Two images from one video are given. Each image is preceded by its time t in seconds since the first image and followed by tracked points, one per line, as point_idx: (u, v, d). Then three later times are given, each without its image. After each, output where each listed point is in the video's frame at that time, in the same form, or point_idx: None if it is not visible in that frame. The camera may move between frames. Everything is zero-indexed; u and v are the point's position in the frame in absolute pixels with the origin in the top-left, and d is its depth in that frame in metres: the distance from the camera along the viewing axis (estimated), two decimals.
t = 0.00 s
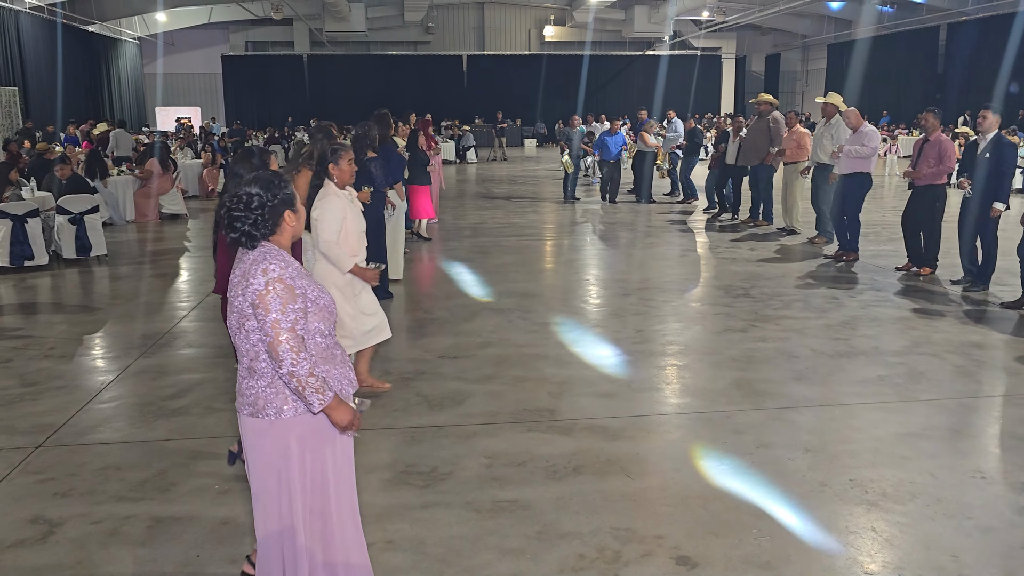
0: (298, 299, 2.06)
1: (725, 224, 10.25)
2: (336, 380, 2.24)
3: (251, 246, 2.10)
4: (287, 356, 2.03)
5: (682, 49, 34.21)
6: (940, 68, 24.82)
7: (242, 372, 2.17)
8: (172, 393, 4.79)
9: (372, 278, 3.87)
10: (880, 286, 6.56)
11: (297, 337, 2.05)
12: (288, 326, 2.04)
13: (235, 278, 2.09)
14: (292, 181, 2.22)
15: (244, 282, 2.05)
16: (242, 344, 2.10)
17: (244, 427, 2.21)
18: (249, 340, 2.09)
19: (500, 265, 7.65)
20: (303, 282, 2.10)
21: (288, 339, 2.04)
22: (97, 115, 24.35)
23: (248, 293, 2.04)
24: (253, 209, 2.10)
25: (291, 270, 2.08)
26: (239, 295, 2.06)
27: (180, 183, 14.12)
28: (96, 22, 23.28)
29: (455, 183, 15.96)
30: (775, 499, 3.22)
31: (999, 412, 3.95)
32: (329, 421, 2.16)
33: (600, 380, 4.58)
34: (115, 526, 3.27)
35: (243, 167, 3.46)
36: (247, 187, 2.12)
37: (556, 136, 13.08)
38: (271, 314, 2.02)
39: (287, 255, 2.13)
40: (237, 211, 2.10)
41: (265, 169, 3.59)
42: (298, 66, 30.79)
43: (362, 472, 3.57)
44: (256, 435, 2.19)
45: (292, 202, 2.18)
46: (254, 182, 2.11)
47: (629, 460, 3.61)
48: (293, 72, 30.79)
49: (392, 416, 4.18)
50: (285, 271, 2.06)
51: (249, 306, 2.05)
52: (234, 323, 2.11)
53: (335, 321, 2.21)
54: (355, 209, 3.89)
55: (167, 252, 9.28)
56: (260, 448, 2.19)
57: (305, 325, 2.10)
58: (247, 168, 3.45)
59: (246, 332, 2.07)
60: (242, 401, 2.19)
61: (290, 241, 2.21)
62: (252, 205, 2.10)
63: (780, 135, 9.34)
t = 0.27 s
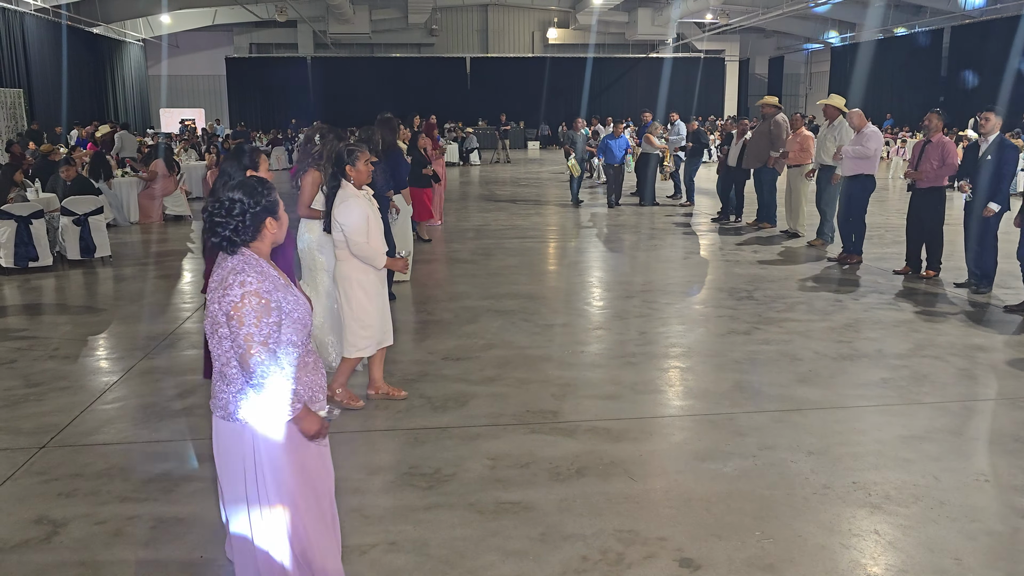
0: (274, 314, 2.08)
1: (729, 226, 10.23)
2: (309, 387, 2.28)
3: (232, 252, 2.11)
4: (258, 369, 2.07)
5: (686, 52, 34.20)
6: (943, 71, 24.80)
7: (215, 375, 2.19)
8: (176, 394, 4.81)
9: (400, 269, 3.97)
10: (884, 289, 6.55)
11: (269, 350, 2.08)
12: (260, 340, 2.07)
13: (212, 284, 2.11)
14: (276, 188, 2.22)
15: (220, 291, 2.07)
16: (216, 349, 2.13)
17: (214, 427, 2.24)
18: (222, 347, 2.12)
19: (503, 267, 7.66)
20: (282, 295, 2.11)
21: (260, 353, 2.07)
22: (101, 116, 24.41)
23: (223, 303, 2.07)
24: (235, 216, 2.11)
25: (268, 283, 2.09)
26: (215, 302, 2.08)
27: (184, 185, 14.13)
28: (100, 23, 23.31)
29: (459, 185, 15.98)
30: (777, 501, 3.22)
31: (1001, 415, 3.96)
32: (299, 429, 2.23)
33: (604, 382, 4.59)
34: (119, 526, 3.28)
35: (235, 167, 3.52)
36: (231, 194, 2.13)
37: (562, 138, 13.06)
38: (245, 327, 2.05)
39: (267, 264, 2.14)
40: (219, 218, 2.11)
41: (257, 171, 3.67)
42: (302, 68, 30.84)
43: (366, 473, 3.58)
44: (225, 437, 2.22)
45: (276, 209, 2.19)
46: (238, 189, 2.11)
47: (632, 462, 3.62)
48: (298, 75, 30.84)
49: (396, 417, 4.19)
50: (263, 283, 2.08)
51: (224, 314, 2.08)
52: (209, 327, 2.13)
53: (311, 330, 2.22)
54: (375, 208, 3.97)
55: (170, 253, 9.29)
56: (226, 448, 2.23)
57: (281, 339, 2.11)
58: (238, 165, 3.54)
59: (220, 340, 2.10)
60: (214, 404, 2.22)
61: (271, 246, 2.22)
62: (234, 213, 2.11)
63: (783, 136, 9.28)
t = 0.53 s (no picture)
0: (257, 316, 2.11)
1: (730, 229, 10.23)
2: (293, 395, 2.29)
3: (223, 252, 2.15)
4: (238, 371, 2.11)
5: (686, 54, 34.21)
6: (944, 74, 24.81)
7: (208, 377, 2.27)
8: (176, 395, 4.81)
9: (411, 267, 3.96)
10: (884, 292, 6.56)
11: (251, 352, 2.11)
12: (242, 342, 2.11)
13: (205, 284, 2.16)
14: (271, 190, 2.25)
15: (208, 290, 2.12)
16: (205, 349, 2.19)
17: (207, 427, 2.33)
18: (210, 347, 2.18)
19: (503, 269, 7.66)
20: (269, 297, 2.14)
21: (242, 355, 2.11)
22: (103, 118, 24.43)
23: (211, 303, 2.11)
24: (225, 217, 2.15)
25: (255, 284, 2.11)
26: (204, 302, 2.13)
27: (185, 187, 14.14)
28: (101, 25, 23.33)
29: (459, 188, 15.98)
30: (778, 504, 3.22)
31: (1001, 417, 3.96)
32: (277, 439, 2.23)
33: (604, 384, 4.59)
34: (120, 527, 3.28)
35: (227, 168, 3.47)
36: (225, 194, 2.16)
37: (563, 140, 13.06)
38: (228, 327, 2.09)
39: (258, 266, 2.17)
40: (210, 218, 2.14)
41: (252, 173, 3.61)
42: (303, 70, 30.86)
43: (367, 475, 3.58)
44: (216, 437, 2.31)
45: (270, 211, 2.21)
46: (229, 190, 2.14)
47: (633, 464, 3.62)
48: (299, 76, 30.86)
49: (396, 419, 4.19)
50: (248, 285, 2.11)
51: (212, 315, 2.13)
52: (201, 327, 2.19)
53: (301, 334, 2.25)
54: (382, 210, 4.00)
55: (171, 255, 9.30)
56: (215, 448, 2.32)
57: (265, 342, 2.15)
58: (229, 168, 3.46)
59: (208, 340, 2.15)
60: (206, 407, 2.31)
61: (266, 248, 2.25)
62: (223, 213, 2.14)
63: (782, 139, 9.29)
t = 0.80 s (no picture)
0: (258, 313, 2.09)
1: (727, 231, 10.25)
2: (297, 399, 2.26)
3: (226, 251, 2.13)
4: (234, 369, 2.07)
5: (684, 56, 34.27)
6: (941, 76, 24.86)
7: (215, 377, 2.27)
8: (173, 397, 4.80)
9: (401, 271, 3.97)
10: (881, 294, 6.57)
11: (249, 351, 2.07)
12: (241, 340, 2.07)
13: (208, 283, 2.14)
14: (277, 189, 2.22)
15: (210, 288, 2.10)
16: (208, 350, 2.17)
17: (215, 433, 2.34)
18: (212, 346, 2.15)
19: (500, 271, 7.66)
20: (270, 296, 2.11)
21: (239, 353, 2.07)
22: (100, 120, 24.42)
23: (212, 301, 2.09)
24: (228, 216, 2.12)
25: (256, 282, 2.09)
26: (205, 301, 2.10)
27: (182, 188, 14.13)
28: (98, 26, 23.29)
29: (457, 189, 15.99)
30: (775, 507, 3.22)
31: (997, 420, 3.96)
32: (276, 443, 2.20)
33: (601, 387, 4.59)
34: (116, 530, 3.27)
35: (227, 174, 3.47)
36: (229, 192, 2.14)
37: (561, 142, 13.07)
38: (226, 326, 2.06)
39: (262, 266, 2.15)
40: (212, 217, 2.13)
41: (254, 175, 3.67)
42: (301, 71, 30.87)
43: (364, 477, 3.57)
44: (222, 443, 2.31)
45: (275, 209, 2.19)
46: (233, 188, 2.13)
47: (629, 467, 3.62)
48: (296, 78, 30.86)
49: (393, 422, 4.18)
50: (249, 283, 2.08)
51: (212, 313, 2.10)
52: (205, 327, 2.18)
53: (303, 336, 2.24)
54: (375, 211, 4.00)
55: (167, 256, 9.28)
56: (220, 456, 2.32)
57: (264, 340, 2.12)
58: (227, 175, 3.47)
59: (209, 339, 2.13)
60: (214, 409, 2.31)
61: (272, 247, 2.22)
62: (226, 213, 2.12)
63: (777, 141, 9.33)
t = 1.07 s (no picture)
0: (269, 320, 2.06)
1: (721, 233, 10.27)
2: (307, 411, 2.25)
3: (237, 258, 2.12)
4: (244, 377, 2.04)
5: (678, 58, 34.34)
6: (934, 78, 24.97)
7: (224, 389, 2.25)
8: (167, 402, 4.79)
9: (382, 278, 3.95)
10: (874, 297, 6.58)
11: (260, 358, 2.04)
12: (251, 347, 2.04)
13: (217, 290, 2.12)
14: (288, 197, 2.23)
15: (220, 295, 2.07)
16: (217, 358, 2.13)
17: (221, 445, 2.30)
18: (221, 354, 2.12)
19: (494, 273, 7.66)
20: (280, 303, 2.10)
21: (250, 360, 2.04)
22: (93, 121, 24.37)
23: (222, 307, 2.06)
24: (241, 223, 2.12)
25: (267, 288, 2.07)
26: (215, 308, 2.08)
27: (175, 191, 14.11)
28: (91, 27, 23.23)
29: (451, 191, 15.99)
30: (768, 511, 3.23)
31: (989, 423, 3.98)
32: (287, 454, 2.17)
33: (595, 390, 4.59)
34: (108, 536, 3.26)
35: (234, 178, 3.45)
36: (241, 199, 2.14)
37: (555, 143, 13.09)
38: (236, 332, 2.03)
39: (273, 273, 2.14)
40: (224, 224, 2.12)
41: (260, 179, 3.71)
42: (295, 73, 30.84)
43: (357, 482, 3.57)
44: (229, 455, 2.27)
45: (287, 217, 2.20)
46: (244, 195, 2.13)
47: (623, 471, 3.62)
48: (290, 79, 30.81)
49: (387, 426, 4.18)
50: (261, 289, 2.06)
51: (221, 320, 2.08)
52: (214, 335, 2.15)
53: (314, 347, 2.22)
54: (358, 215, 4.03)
55: (161, 259, 9.26)
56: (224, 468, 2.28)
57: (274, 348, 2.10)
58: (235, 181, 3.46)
59: (218, 346, 2.10)
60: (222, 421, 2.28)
61: (282, 255, 2.22)
62: (239, 220, 2.12)
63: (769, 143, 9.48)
